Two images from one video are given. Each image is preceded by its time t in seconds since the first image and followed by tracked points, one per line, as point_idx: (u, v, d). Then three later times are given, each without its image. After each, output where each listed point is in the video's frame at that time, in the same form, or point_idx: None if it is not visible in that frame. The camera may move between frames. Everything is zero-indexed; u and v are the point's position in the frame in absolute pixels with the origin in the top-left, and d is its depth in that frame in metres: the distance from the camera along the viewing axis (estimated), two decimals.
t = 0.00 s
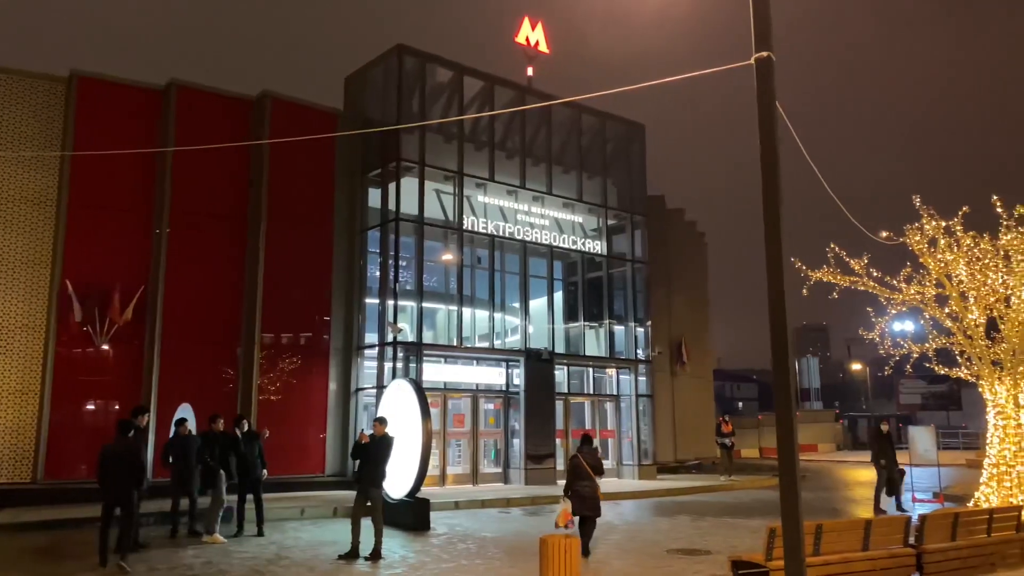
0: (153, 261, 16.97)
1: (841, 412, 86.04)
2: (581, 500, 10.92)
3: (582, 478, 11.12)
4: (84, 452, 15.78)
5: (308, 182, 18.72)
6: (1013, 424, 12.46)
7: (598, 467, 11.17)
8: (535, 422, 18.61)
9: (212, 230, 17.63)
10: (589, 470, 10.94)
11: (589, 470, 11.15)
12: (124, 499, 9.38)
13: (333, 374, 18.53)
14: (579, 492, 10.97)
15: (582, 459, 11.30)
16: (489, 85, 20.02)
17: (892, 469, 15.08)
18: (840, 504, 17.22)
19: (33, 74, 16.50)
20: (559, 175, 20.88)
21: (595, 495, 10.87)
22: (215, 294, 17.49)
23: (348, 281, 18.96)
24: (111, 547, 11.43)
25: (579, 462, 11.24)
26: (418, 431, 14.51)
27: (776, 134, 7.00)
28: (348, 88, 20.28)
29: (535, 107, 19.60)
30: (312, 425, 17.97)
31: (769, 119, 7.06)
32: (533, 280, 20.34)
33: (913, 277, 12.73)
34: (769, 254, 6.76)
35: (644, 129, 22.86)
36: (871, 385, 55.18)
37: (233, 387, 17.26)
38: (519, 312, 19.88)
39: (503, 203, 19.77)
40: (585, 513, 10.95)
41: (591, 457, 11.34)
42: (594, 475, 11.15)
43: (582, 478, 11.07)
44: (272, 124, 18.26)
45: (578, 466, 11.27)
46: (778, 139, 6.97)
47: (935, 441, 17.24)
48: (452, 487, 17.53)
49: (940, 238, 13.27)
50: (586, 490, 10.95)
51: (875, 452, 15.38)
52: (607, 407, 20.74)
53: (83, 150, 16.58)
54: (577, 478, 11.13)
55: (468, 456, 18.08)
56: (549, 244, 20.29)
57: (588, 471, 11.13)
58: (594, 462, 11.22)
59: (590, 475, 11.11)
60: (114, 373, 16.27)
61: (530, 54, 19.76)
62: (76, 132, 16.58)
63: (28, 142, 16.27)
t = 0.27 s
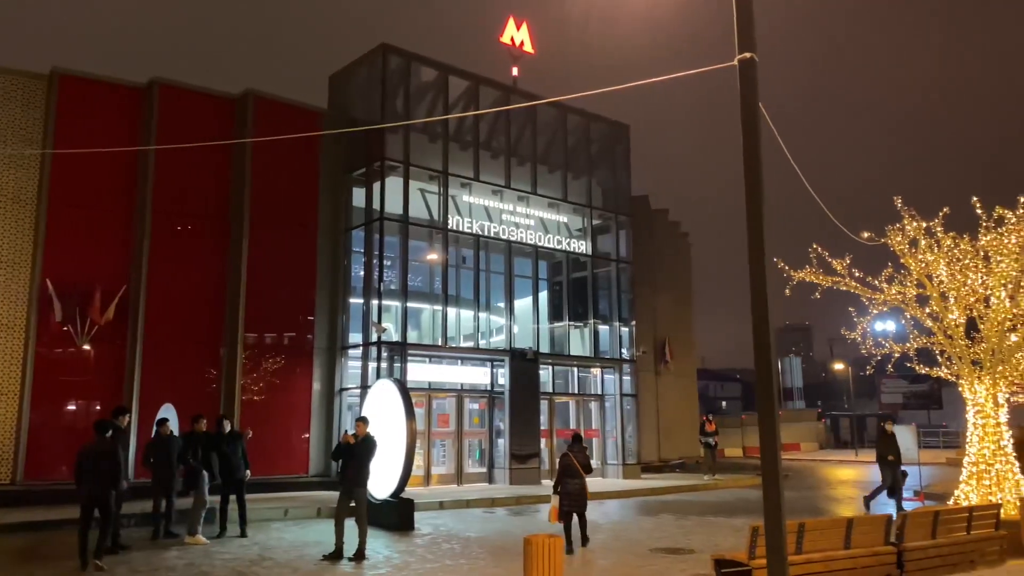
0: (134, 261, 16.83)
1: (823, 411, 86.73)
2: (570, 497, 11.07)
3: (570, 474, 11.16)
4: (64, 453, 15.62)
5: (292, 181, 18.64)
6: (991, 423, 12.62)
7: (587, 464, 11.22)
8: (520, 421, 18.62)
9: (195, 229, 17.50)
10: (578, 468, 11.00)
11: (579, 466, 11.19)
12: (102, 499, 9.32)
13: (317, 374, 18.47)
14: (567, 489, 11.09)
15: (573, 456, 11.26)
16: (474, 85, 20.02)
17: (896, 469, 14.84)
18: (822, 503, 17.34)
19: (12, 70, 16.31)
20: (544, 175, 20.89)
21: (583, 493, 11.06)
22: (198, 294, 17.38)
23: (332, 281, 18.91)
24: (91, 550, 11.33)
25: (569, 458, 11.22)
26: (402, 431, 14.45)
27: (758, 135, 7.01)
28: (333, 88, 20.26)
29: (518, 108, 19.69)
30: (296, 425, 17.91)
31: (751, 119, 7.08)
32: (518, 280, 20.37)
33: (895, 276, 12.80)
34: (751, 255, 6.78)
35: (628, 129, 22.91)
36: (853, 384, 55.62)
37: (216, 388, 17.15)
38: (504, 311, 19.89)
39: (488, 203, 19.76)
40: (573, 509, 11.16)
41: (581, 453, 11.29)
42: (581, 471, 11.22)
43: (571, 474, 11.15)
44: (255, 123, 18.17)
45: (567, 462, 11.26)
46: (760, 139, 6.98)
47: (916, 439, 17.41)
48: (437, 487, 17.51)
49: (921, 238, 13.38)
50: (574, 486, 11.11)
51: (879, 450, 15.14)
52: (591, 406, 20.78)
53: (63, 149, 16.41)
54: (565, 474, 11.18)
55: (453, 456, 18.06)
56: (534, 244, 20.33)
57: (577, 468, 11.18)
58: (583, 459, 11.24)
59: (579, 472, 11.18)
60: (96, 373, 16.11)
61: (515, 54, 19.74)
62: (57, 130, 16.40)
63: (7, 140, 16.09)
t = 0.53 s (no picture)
0: (116, 260, 16.68)
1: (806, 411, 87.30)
2: (561, 492, 11.12)
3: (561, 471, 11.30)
4: (43, 454, 15.41)
5: (275, 179, 18.55)
6: (972, 422, 12.75)
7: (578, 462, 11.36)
8: (505, 421, 18.62)
9: (177, 229, 17.37)
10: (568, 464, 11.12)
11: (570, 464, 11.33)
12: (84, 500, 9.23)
13: (301, 374, 18.39)
14: (557, 485, 11.18)
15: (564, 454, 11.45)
16: (459, 84, 20.00)
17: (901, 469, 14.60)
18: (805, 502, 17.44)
19: None
20: (529, 175, 20.90)
21: (574, 489, 11.10)
22: (181, 293, 17.25)
23: (316, 281, 18.85)
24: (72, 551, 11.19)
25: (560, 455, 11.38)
26: (387, 431, 14.41)
27: (742, 135, 7.04)
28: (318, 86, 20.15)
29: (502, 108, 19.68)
30: (279, 425, 17.83)
31: (735, 119, 7.11)
32: (503, 280, 20.40)
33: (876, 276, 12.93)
34: (735, 254, 6.80)
35: (613, 129, 22.96)
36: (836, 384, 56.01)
37: (199, 388, 17.02)
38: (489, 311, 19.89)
39: (473, 203, 19.74)
40: (562, 505, 11.23)
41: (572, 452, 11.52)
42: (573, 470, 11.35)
43: (562, 471, 11.26)
44: (238, 121, 18.06)
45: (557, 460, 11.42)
46: (744, 140, 7.01)
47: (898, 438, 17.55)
48: (422, 487, 17.48)
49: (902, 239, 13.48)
50: (564, 483, 11.18)
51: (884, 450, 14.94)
52: (576, 406, 20.81)
53: (44, 146, 16.22)
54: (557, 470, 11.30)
55: (437, 456, 18.02)
56: (519, 244, 20.32)
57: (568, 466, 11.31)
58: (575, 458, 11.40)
59: (570, 469, 11.30)
60: (76, 373, 15.94)
61: (501, 54, 19.74)
62: (37, 127, 16.22)
63: None
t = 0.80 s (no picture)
0: (98, 259, 16.51)
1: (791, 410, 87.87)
2: (550, 492, 11.16)
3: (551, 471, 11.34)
4: (24, 455, 15.24)
5: (259, 178, 18.45)
6: (953, 421, 12.84)
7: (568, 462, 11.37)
8: (491, 420, 18.61)
9: (160, 227, 17.24)
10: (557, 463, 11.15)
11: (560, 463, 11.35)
12: (72, 499, 9.66)
13: (285, 374, 18.32)
14: (546, 484, 11.22)
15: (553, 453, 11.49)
16: (444, 83, 19.96)
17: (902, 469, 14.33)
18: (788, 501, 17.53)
19: None
20: (515, 175, 20.91)
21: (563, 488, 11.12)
22: (164, 292, 17.12)
23: (300, 280, 18.79)
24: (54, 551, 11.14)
25: (549, 455, 11.40)
26: (371, 431, 14.37)
27: (726, 135, 7.06)
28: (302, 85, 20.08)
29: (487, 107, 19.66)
30: (263, 425, 17.74)
31: (719, 119, 7.14)
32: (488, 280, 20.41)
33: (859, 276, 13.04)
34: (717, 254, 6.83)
35: (599, 130, 23.00)
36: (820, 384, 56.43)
37: (182, 388, 16.90)
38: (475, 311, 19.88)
39: (459, 202, 19.72)
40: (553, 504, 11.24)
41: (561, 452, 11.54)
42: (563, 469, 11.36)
43: (552, 471, 11.28)
44: (222, 119, 17.96)
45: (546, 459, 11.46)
46: (727, 140, 7.03)
47: (880, 438, 17.69)
48: (406, 487, 17.44)
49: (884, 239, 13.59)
50: (554, 482, 11.21)
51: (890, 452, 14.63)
52: (561, 406, 20.83)
53: (24, 144, 16.04)
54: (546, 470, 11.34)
55: (422, 456, 17.98)
56: (505, 244, 20.33)
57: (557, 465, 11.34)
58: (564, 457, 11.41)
59: (559, 468, 11.33)
60: (57, 373, 15.76)
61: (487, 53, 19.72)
62: (18, 125, 16.02)
63: None
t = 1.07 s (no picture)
0: (80, 257, 16.37)
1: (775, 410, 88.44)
2: (538, 489, 11.23)
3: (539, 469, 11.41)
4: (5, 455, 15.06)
5: (244, 176, 18.36)
6: (934, 421, 12.94)
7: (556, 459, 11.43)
8: (476, 421, 18.51)
9: (143, 225, 17.13)
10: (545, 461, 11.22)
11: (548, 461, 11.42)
12: (58, 496, 9.85)
13: (269, 374, 18.23)
14: (535, 481, 11.30)
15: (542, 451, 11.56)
16: (430, 83, 19.92)
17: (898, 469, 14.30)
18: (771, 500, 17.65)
19: None
20: (501, 174, 20.91)
21: (552, 485, 11.18)
22: (147, 291, 17.00)
23: (285, 279, 18.70)
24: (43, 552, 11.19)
25: (537, 453, 11.48)
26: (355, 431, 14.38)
27: (709, 135, 7.09)
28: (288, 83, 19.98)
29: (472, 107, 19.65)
30: (247, 424, 17.66)
31: (702, 119, 7.16)
32: (474, 279, 20.43)
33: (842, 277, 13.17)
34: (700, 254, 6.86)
35: (585, 130, 23.04)
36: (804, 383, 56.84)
37: (166, 387, 16.80)
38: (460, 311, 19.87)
39: (445, 202, 19.70)
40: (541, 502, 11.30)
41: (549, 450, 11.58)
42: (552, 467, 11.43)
43: (540, 468, 11.37)
44: (207, 117, 17.85)
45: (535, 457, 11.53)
46: (711, 139, 7.06)
47: (863, 437, 17.85)
48: (392, 487, 17.44)
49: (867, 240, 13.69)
50: (543, 479, 11.28)
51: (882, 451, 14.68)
52: (547, 405, 20.87)
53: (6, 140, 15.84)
54: (534, 467, 11.42)
55: (407, 456, 17.97)
56: (491, 244, 20.33)
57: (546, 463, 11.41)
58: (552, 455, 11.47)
59: (548, 465, 11.41)
60: (39, 373, 15.60)
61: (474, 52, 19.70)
62: None
63: None
